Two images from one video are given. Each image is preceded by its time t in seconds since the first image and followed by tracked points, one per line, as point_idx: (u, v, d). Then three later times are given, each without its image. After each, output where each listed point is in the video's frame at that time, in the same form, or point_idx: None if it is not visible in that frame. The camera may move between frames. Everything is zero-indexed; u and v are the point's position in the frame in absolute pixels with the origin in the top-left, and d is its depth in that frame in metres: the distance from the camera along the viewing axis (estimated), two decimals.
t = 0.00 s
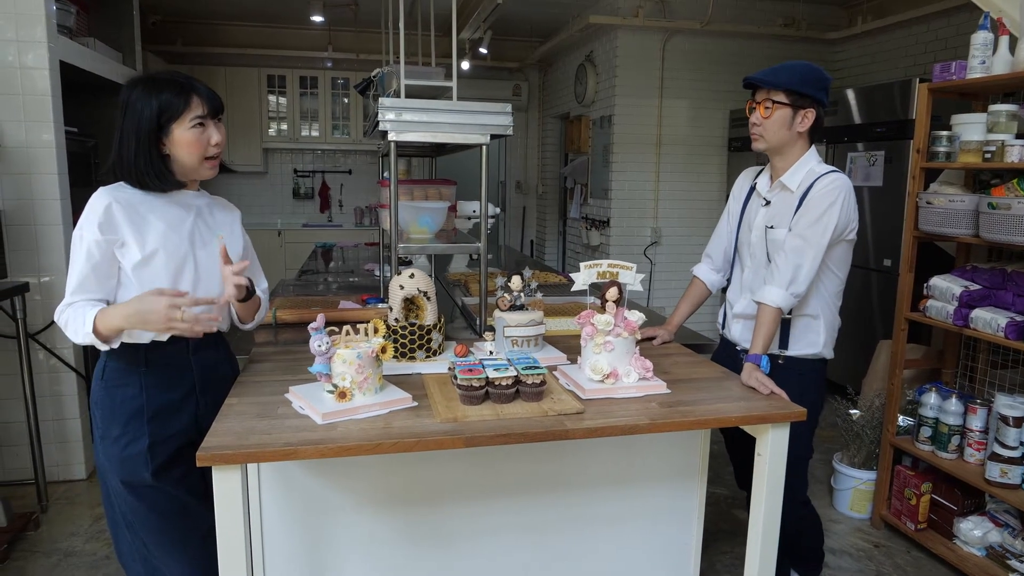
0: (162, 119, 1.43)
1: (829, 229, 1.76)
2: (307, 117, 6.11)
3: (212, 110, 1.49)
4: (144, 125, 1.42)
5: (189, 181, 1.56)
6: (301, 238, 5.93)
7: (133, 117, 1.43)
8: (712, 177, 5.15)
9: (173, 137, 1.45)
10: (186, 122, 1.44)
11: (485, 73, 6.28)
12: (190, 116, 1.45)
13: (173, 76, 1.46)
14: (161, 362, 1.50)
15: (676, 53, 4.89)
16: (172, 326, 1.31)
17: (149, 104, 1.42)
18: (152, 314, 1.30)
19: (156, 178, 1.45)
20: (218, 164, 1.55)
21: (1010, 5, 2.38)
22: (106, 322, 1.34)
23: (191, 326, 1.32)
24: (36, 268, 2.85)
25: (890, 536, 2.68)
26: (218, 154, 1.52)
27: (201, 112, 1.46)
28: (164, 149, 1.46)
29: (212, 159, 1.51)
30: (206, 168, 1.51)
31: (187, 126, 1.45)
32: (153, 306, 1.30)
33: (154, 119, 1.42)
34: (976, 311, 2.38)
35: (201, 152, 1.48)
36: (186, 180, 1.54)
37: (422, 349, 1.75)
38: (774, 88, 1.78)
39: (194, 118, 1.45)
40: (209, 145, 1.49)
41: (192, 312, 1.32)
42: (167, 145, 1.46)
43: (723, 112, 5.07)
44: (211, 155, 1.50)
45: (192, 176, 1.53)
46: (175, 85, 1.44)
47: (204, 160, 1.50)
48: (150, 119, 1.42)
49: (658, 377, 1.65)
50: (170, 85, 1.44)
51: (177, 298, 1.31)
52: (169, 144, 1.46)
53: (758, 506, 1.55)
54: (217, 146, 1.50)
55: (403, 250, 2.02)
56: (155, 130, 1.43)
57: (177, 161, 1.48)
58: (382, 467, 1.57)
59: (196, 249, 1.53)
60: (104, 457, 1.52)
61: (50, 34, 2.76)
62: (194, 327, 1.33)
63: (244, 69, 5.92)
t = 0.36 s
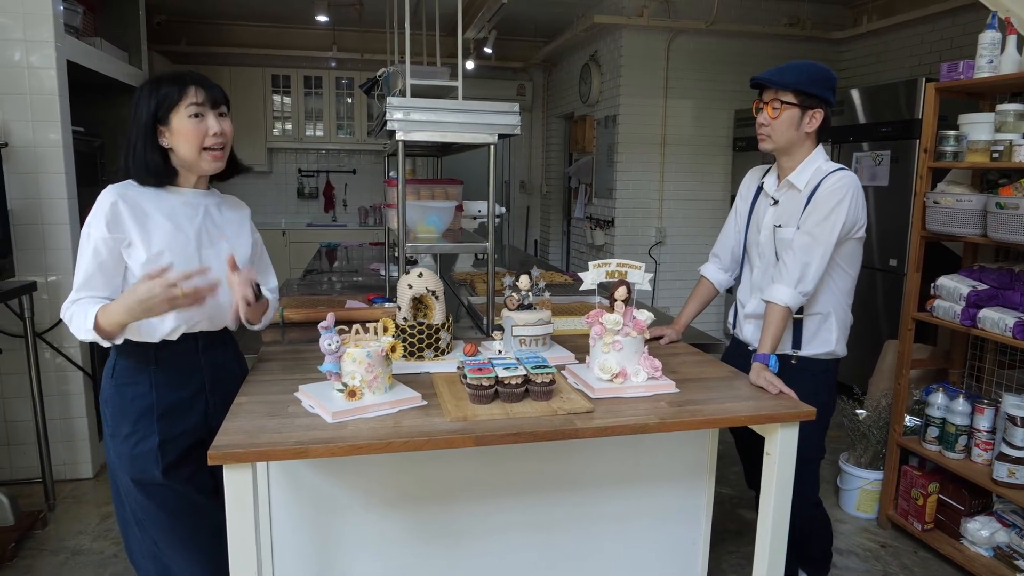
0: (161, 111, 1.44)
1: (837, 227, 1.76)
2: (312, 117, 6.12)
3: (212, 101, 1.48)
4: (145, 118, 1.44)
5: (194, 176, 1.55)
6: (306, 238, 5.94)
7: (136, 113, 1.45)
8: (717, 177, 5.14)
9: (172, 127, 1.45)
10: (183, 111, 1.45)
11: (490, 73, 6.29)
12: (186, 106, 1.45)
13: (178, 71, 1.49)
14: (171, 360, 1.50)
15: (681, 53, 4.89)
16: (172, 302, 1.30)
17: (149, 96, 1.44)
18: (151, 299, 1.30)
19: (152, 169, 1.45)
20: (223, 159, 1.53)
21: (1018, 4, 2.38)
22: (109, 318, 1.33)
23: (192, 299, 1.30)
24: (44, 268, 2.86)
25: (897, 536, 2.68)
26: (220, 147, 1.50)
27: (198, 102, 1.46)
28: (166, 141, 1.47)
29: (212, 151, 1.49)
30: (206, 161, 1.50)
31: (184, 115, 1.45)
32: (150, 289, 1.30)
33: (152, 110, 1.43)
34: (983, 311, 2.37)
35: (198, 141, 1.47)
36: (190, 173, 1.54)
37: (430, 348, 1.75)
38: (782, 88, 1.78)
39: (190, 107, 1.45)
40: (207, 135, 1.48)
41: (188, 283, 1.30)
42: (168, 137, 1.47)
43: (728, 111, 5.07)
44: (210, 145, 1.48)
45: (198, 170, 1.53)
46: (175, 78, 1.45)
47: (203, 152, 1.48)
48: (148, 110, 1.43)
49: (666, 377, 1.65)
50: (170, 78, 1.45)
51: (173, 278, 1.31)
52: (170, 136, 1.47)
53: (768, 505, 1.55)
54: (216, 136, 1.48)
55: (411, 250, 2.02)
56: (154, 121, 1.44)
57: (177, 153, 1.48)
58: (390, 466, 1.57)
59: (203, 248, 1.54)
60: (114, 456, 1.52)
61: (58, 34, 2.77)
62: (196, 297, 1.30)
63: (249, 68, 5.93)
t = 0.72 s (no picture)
0: (189, 118, 1.43)
1: (845, 227, 1.75)
2: (315, 117, 6.12)
3: (236, 109, 1.51)
4: (173, 124, 1.42)
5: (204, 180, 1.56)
6: (309, 238, 5.94)
7: (159, 116, 1.43)
8: (720, 177, 5.14)
9: (199, 134, 1.46)
10: (213, 121, 1.46)
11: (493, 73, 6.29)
12: (217, 116, 1.46)
13: (199, 74, 1.47)
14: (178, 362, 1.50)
15: (684, 52, 4.89)
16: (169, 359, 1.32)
17: (177, 102, 1.42)
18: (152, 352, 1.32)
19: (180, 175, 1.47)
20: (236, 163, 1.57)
21: None
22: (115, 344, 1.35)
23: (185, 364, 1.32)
24: (50, 268, 2.87)
25: (903, 536, 2.67)
26: (239, 153, 1.54)
27: (227, 111, 1.48)
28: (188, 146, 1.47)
29: (233, 157, 1.53)
30: (226, 166, 1.53)
31: (214, 124, 1.46)
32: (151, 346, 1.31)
33: (183, 117, 1.42)
34: (989, 311, 2.36)
35: (225, 150, 1.50)
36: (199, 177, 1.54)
37: (436, 348, 1.75)
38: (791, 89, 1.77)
39: (220, 117, 1.46)
40: (232, 143, 1.51)
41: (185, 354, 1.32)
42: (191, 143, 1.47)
43: (731, 111, 5.06)
44: (234, 153, 1.52)
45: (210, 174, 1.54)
46: (204, 84, 1.45)
47: (226, 158, 1.52)
48: (176, 117, 1.42)
49: (673, 377, 1.65)
50: (196, 85, 1.44)
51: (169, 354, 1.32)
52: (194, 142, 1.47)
53: (776, 505, 1.54)
54: (239, 144, 1.52)
55: (416, 250, 2.02)
56: (184, 128, 1.43)
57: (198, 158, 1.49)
58: (397, 466, 1.57)
59: (209, 248, 1.54)
60: (122, 456, 1.52)
61: (63, 35, 2.78)
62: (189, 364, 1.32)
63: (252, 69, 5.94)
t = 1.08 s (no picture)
0: (185, 116, 1.44)
1: (851, 230, 1.75)
2: (319, 118, 6.13)
3: (235, 108, 1.50)
4: (168, 123, 1.43)
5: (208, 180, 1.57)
6: (313, 238, 5.95)
7: (157, 116, 1.44)
8: (725, 178, 5.14)
9: (196, 133, 1.46)
10: (209, 119, 1.46)
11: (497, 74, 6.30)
12: (213, 114, 1.46)
13: (198, 75, 1.48)
14: (182, 362, 1.51)
15: (688, 53, 4.88)
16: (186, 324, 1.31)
17: (173, 100, 1.43)
18: (166, 318, 1.31)
19: (174, 174, 1.47)
20: (240, 163, 1.56)
21: None
22: (123, 331, 1.34)
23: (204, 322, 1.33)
24: (56, 268, 2.88)
25: (907, 539, 2.67)
26: (240, 152, 1.54)
27: (224, 110, 1.48)
28: (186, 145, 1.48)
29: (235, 156, 1.52)
30: (228, 166, 1.53)
31: (210, 122, 1.46)
32: (165, 308, 1.30)
33: (178, 115, 1.43)
34: (994, 313, 2.36)
35: (223, 149, 1.49)
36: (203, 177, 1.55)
37: (441, 349, 1.75)
38: (798, 92, 1.77)
39: (218, 115, 1.47)
40: (231, 143, 1.51)
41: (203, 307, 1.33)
42: (190, 142, 1.47)
43: (736, 112, 5.06)
44: (233, 152, 1.51)
45: (215, 174, 1.54)
46: (200, 83, 1.46)
47: (227, 157, 1.51)
48: (172, 115, 1.43)
49: (677, 379, 1.65)
50: (195, 83, 1.45)
51: (189, 298, 1.32)
52: (192, 141, 1.47)
53: (780, 507, 1.54)
54: (239, 144, 1.52)
55: (421, 251, 2.03)
56: (179, 126, 1.44)
57: (198, 158, 1.49)
58: (401, 466, 1.57)
59: (214, 249, 1.54)
60: (127, 456, 1.52)
61: (69, 36, 2.79)
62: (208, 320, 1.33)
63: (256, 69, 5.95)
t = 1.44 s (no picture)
0: (179, 113, 1.45)
1: (859, 230, 1.74)
2: (324, 117, 6.14)
3: (230, 104, 1.48)
4: (164, 119, 1.44)
5: (213, 178, 1.56)
6: (318, 237, 5.96)
7: (156, 113, 1.46)
8: (730, 177, 5.12)
9: (189, 129, 1.46)
10: (201, 114, 1.45)
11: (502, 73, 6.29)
12: (205, 109, 1.45)
13: (200, 73, 1.49)
14: (189, 360, 1.51)
15: (694, 52, 4.87)
16: (169, 303, 1.30)
17: (167, 97, 1.44)
18: (151, 304, 1.30)
19: (168, 170, 1.47)
20: (240, 162, 1.53)
21: None
22: (119, 324, 1.35)
23: (188, 301, 1.30)
24: (64, 268, 2.89)
25: (914, 539, 2.66)
26: (237, 150, 1.51)
27: (217, 105, 1.46)
28: (183, 142, 1.48)
29: (228, 154, 1.49)
30: (223, 163, 1.50)
31: (202, 118, 1.45)
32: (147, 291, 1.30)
33: (172, 111, 1.44)
34: (1003, 313, 2.34)
35: (215, 145, 1.47)
36: (208, 176, 1.55)
37: (447, 349, 1.75)
38: (804, 91, 1.76)
39: (209, 111, 1.45)
40: (224, 139, 1.48)
41: (184, 287, 1.31)
42: (186, 139, 1.48)
43: (741, 111, 5.04)
44: (227, 149, 1.49)
45: (216, 173, 1.53)
46: (197, 79, 1.46)
47: (219, 155, 1.48)
48: (167, 111, 1.44)
49: (684, 378, 1.64)
50: (191, 80, 1.46)
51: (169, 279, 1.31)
52: (187, 138, 1.47)
53: (787, 508, 1.54)
54: (233, 140, 1.49)
55: (427, 250, 2.03)
56: (173, 122, 1.45)
57: (195, 155, 1.49)
58: (408, 466, 1.57)
59: (220, 248, 1.54)
60: (135, 454, 1.53)
61: (76, 36, 2.79)
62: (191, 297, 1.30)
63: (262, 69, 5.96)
